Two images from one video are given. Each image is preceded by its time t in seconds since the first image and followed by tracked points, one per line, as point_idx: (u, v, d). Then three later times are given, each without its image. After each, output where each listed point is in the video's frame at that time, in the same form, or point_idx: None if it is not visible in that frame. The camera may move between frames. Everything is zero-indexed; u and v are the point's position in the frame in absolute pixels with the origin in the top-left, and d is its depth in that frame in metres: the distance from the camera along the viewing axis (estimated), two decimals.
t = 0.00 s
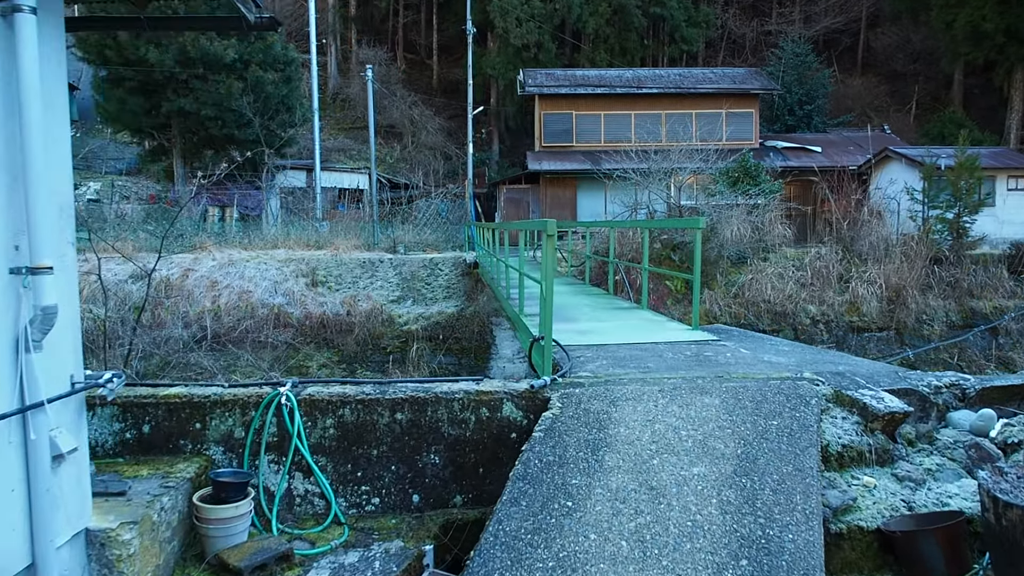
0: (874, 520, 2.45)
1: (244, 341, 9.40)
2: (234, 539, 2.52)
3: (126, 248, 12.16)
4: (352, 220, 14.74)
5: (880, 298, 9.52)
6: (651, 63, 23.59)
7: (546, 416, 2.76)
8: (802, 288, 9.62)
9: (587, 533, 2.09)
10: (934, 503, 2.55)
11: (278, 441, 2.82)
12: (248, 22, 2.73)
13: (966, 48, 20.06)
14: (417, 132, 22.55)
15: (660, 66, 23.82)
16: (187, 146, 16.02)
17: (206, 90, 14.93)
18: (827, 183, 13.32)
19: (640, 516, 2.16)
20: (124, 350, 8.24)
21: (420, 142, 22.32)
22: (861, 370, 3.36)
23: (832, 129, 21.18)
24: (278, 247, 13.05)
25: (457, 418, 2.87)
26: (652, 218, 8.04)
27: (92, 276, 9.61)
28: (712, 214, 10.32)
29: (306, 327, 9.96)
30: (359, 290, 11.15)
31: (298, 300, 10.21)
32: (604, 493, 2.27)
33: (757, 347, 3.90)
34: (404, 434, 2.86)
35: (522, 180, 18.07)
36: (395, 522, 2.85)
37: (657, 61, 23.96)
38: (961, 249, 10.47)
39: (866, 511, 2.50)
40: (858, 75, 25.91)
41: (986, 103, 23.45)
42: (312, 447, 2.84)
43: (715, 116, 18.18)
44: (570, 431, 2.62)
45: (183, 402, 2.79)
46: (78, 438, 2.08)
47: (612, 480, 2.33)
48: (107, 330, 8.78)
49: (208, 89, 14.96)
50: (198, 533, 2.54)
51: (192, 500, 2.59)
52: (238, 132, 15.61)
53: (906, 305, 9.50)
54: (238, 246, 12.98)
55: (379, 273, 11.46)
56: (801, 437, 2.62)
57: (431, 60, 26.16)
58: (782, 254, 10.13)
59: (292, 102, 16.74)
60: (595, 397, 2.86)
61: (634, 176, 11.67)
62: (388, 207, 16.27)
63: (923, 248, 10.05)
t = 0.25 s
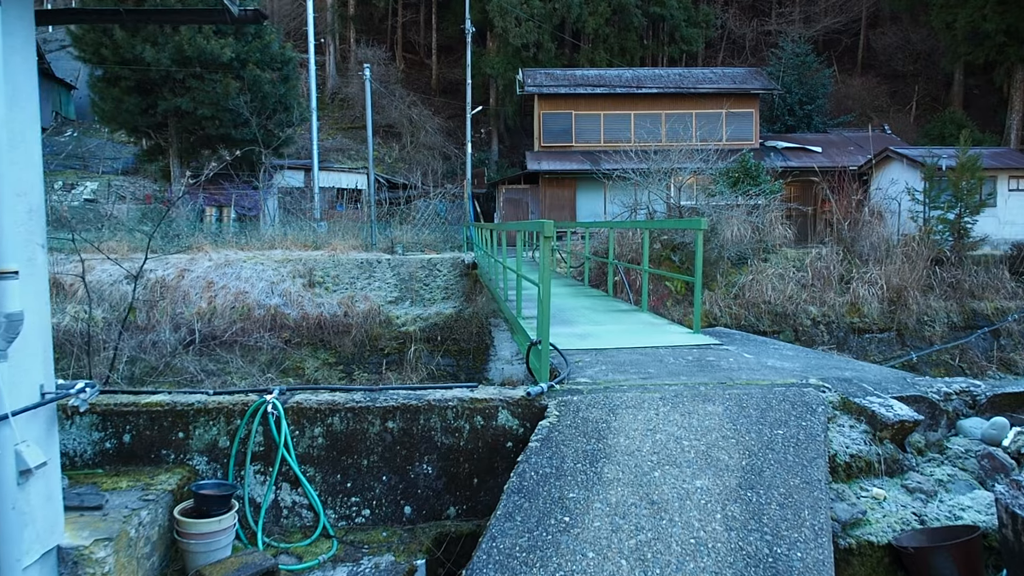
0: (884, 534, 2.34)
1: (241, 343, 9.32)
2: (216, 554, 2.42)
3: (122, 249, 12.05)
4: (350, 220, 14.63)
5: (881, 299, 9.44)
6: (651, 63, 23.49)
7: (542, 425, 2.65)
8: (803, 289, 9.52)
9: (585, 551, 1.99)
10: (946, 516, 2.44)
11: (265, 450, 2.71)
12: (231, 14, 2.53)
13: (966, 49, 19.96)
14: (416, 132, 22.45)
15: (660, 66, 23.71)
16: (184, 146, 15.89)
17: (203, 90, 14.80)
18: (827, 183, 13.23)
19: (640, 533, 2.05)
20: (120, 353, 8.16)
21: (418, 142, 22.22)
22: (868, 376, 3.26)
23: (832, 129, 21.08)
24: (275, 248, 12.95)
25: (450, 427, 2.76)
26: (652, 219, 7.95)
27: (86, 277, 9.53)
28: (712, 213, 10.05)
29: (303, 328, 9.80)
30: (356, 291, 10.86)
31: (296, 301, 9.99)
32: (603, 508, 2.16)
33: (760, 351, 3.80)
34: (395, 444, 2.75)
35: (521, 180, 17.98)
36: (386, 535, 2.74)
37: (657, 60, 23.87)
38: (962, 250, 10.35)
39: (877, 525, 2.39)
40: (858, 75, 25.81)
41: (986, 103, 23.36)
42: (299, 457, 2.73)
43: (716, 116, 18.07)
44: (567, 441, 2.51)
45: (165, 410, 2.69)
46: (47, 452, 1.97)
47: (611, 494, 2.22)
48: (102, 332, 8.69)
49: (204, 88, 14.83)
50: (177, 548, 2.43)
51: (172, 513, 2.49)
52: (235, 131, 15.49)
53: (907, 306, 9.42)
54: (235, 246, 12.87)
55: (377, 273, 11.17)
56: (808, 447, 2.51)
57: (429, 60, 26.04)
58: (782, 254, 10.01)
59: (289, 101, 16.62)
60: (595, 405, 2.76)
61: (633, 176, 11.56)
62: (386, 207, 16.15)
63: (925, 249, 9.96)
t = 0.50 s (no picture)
0: (896, 549, 2.23)
1: (236, 345, 9.23)
2: (196, 571, 2.32)
3: (117, 250, 11.95)
4: (348, 222, 14.53)
5: (883, 300, 9.34)
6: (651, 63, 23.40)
7: (539, 433, 2.54)
8: (805, 290, 9.42)
9: (583, 571, 1.88)
10: (960, 530, 2.33)
11: (249, 459, 2.61)
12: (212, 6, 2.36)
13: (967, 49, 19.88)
14: (415, 133, 22.38)
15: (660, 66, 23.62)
16: (181, 146, 15.80)
17: (200, 90, 14.70)
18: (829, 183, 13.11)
19: (642, 551, 1.94)
20: (115, 355, 8.07)
21: (418, 142, 22.14)
22: (876, 381, 3.15)
23: (833, 130, 20.98)
24: (272, 249, 12.85)
25: (442, 435, 2.65)
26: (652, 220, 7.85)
27: (82, 279, 9.45)
28: (712, 214, 9.87)
29: (300, 331, 9.73)
30: (353, 292, 10.75)
31: (292, 303, 9.91)
32: (601, 524, 2.05)
33: (763, 356, 3.70)
34: (385, 453, 2.64)
35: (521, 180, 17.89)
36: (376, 548, 2.64)
37: (657, 61, 23.79)
38: (964, 251, 10.20)
39: (889, 539, 2.27)
40: (859, 75, 25.72)
41: (988, 104, 23.27)
42: (285, 466, 2.62)
43: (716, 116, 17.97)
44: (564, 451, 2.41)
45: (145, 417, 2.58)
46: (12, 467, 1.84)
47: (609, 508, 2.11)
48: (97, 334, 8.60)
49: (201, 88, 14.72)
50: (155, 564, 2.33)
51: (150, 527, 2.38)
52: (232, 132, 15.39)
53: (909, 307, 9.32)
54: (232, 247, 12.78)
55: (375, 274, 10.99)
56: (815, 457, 2.40)
57: (429, 60, 25.98)
58: (783, 255, 9.88)
59: (287, 101, 16.54)
60: (593, 412, 2.65)
61: (633, 177, 11.45)
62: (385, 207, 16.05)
63: (926, 250, 9.86)
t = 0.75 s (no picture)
0: (910, 567, 2.11)
1: (229, 347, 9.09)
2: None
3: (113, 250, 11.84)
4: (346, 221, 14.41)
5: (885, 300, 9.22)
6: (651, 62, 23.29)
7: (534, 443, 2.43)
8: (806, 290, 9.31)
9: None
10: (976, 546, 2.22)
11: (231, 471, 2.49)
12: None
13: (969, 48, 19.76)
14: (414, 132, 22.28)
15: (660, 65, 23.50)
16: (178, 146, 15.69)
17: (197, 88, 14.57)
18: (832, 182, 12.98)
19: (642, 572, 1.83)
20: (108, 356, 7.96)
21: (417, 142, 22.04)
22: (885, 388, 3.03)
23: (834, 129, 20.86)
24: (269, 249, 12.74)
25: (434, 445, 2.54)
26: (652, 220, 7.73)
27: (77, 277, 9.28)
28: (713, 213, 9.76)
29: (298, 331, 9.50)
30: (351, 293, 10.44)
31: (290, 303, 9.73)
32: (599, 542, 1.94)
33: (767, 360, 3.59)
34: (374, 463, 2.53)
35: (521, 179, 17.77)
36: (364, 563, 2.52)
37: (657, 60, 23.68)
38: (967, 250, 10.05)
39: (903, 556, 2.16)
40: (860, 75, 25.60)
41: (990, 103, 23.13)
42: (269, 478, 2.51)
43: (717, 115, 17.85)
44: (560, 463, 2.29)
45: (123, 427, 2.47)
46: None
47: (608, 525, 2.00)
48: (91, 334, 8.48)
49: (198, 87, 14.58)
50: None
51: (125, 542, 2.27)
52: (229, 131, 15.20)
53: (912, 307, 9.19)
54: (228, 247, 12.66)
55: (373, 275, 10.72)
56: (824, 468, 2.29)
57: (429, 59, 25.90)
58: (784, 255, 9.76)
59: (285, 100, 16.43)
60: (591, 421, 2.54)
61: (633, 176, 11.33)
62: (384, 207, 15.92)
63: (930, 250, 9.74)
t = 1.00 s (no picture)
0: None
1: (216, 350, 8.90)
2: None
3: (109, 250, 11.72)
4: (345, 221, 14.30)
5: (887, 300, 9.12)
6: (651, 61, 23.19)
7: (528, 453, 2.33)
8: (807, 291, 9.21)
9: None
10: (991, 561, 2.12)
11: (213, 482, 2.39)
12: None
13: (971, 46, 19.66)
14: (413, 131, 22.18)
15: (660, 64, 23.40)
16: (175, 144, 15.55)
17: (194, 87, 14.44)
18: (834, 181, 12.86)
19: None
20: (101, 357, 7.84)
21: (415, 141, 21.95)
22: (893, 394, 2.94)
23: (834, 128, 20.75)
24: (267, 248, 12.64)
25: (424, 454, 2.44)
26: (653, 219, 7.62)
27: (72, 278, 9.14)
28: (713, 213, 9.66)
29: (295, 331, 9.40)
30: (349, 293, 10.20)
31: (287, 303, 9.57)
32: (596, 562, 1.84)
33: (770, 364, 3.49)
34: (362, 474, 2.43)
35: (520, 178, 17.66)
36: None
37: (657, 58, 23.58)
38: (969, 250, 9.93)
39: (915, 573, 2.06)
40: (861, 73, 25.48)
41: (991, 101, 23.01)
42: (253, 488, 2.41)
43: (717, 114, 17.75)
44: (556, 474, 2.19)
45: (101, 436, 2.37)
46: None
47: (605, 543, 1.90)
48: (86, 336, 8.36)
49: (196, 85, 14.45)
50: None
51: (101, 557, 2.17)
52: (227, 130, 15.03)
53: (914, 307, 9.08)
54: (225, 247, 12.54)
55: (371, 275, 10.45)
56: (831, 480, 2.19)
57: (427, 58, 25.80)
58: (785, 254, 9.65)
59: (283, 99, 16.31)
60: (588, 429, 2.43)
61: (633, 175, 11.22)
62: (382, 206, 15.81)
63: (932, 249, 9.64)
